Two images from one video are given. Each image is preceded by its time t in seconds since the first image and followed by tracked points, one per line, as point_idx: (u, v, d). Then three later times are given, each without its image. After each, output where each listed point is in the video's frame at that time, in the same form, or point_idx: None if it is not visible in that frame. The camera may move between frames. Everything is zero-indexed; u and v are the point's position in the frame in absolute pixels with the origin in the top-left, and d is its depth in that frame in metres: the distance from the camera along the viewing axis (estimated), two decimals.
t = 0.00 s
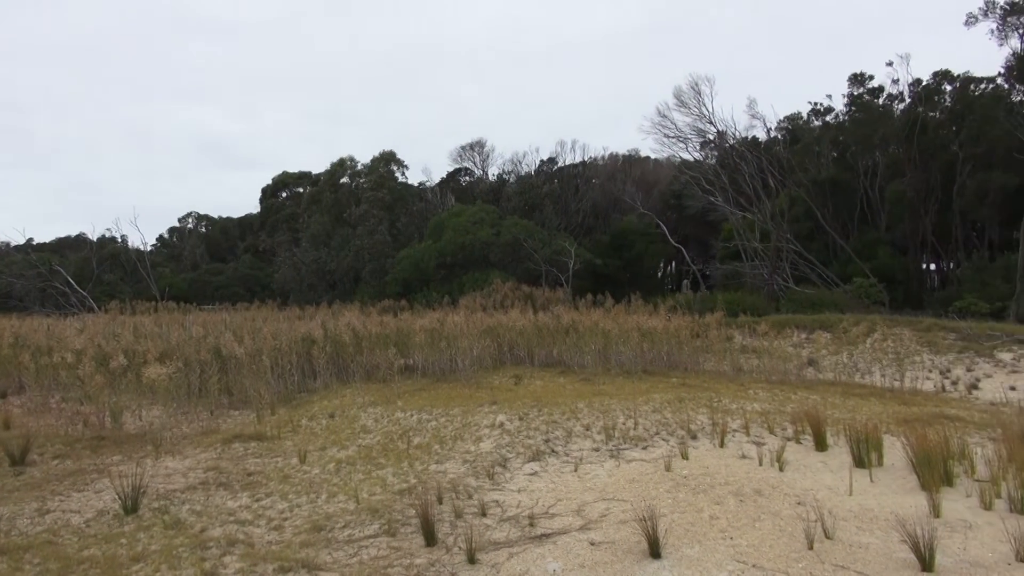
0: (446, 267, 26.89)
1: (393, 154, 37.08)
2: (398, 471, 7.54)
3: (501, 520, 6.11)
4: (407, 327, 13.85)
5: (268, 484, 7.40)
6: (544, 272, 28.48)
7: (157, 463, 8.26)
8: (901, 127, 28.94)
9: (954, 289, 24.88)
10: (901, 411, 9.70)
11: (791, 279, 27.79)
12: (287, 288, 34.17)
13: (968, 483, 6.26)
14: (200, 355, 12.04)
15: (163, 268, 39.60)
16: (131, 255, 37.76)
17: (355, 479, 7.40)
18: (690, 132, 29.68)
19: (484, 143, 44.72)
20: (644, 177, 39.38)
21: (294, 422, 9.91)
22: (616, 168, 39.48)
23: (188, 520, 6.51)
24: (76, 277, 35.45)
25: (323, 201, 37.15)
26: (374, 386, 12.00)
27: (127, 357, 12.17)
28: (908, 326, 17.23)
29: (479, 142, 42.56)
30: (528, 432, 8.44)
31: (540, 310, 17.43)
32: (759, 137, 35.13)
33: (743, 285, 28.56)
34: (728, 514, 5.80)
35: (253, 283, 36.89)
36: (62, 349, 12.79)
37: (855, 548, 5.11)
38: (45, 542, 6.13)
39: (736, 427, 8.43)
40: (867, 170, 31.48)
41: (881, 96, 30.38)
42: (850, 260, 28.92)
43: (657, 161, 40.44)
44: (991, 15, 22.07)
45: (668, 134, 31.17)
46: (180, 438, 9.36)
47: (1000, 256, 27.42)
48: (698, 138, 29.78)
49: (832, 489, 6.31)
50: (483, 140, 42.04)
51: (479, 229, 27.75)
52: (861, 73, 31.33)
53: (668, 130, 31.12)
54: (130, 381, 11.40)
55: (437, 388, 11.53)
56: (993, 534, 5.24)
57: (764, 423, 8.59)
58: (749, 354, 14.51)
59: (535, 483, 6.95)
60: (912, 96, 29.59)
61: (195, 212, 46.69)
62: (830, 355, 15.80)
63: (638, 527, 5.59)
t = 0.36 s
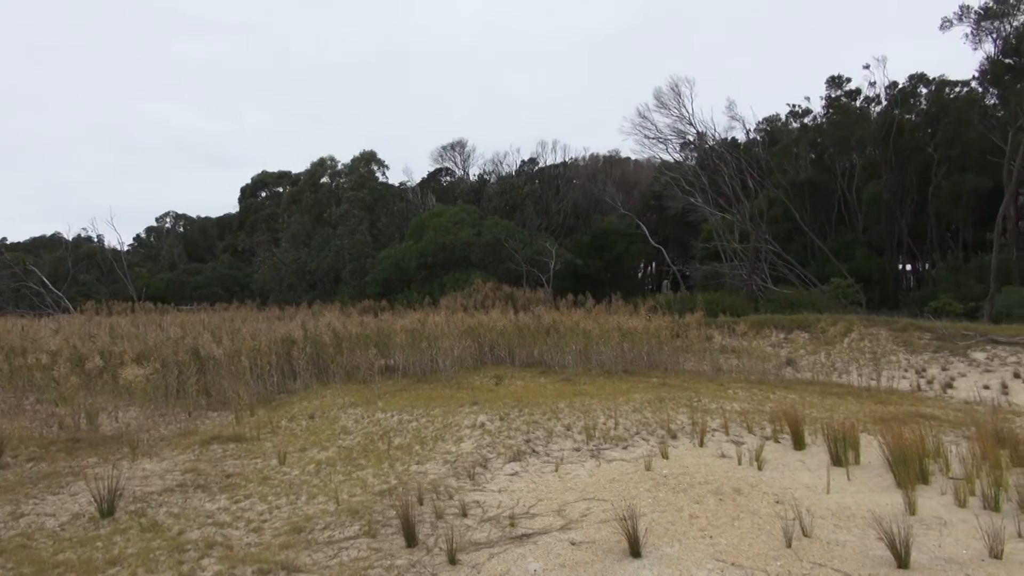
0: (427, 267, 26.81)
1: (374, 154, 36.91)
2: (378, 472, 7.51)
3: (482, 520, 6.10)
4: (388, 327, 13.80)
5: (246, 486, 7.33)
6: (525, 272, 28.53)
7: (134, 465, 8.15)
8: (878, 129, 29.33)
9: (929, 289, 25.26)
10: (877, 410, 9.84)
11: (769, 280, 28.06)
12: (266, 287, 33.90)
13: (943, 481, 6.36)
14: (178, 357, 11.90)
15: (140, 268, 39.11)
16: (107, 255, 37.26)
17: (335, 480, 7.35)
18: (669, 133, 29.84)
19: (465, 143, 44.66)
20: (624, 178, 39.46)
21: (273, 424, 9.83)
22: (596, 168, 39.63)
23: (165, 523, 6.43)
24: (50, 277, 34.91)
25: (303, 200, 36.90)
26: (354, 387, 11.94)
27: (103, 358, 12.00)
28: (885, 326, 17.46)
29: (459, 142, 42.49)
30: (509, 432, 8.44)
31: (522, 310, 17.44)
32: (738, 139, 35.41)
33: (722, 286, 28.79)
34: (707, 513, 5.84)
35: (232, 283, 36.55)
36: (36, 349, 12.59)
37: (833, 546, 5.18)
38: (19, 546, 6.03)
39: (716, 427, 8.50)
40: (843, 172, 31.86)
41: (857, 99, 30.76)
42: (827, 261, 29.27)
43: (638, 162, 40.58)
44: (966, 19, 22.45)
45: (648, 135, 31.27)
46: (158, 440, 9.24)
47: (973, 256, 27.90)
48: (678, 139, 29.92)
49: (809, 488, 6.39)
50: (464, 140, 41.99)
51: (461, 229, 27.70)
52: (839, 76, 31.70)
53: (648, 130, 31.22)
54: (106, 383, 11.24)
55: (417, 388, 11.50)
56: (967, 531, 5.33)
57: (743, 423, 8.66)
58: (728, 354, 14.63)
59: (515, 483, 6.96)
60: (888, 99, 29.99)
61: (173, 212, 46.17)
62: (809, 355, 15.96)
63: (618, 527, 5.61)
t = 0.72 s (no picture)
0: (408, 267, 26.72)
1: (355, 154, 36.73)
2: (359, 473, 7.47)
3: (463, 521, 6.10)
4: (369, 328, 13.75)
5: (225, 488, 7.26)
6: (506, 272, 28.54)
7: (110, 468, 8.04)
8: (855, 131, 29.69)
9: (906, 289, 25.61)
10: (854, 409, 9.98)
11: (748, 280, 28.30)
12: (245, 287, 33.61)
13: (919, 479, 6.46)
14: (155, 358, 11.77)
15: (116, 269, 38.60)
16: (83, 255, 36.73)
17: (315, 481, 7.30)
18: (650, 134, 30.00)
19: (446, 143, 44.58)
20: (605, 178, 39.50)
21: (252, 425, 9.74)
22: (577, 169, 39.74)
23: (142, 526, 6.35)
24: (24, 277, 34.36)
25: (283, 200, 36.60)
26: (334, 388, 11.87)
27: (80, 359, 11.83)
28: (862, 325, 17.67)
29: (440, 142, 42.41)
30: (490, 433, 8.44)
31: (502, 311, 17.44)
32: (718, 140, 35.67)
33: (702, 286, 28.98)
34: (688, 512, 5.88)
35: (210, 284, 36.19)
36: (10, 351, 12.38)
37: (811, 545, 5.23)
38: None
39: (696, 426, 8.56)
40: (821, 174, 32.22)
41: (835, 101, 31.11)
42: (805, 262, 29.60)
43: (618, 163, 40.76)
44: (941, 24, 22.78)
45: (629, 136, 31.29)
46: (135, 442, 9.12)
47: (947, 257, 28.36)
48: (659, 140, 30.08)
49: (788, 486, 6.45)
50: (445, 140, 41.90)
51: (442, 229, 27.64)
52: (817, 78, 32.02)
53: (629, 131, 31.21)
54: (82, 384, 11.08)
55: (399, 389, 11.45)
56: (942, 529, 5.41)
57: (723, 422, 8.73)
58: (708, 354, 14.74)
59: (497, 483, 6.96)
60: (866, 101, 30.37)
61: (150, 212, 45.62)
62: (787, 355, 16.12)
63: (599, 527, 5.63)
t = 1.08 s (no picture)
0: (389, 268, 26.61)
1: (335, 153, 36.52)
2: (339, 474, 7.43)
3: (443, 521, 6.09)
4: (349, 328, 13.69)
5: (203, 490, 7.19)
6: (487, 273, 28.54)
7: (86, 470, 7.93)
8: (832, 133, 30.05)
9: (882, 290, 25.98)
10: (832, 408, 10.11)
11: (728, 280, 28.52)
12: (224, 287, 33.28)
13: (895, 477, 6.56)
14: (132, 359, 11.63)
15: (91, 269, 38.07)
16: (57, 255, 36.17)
17: (295, 483, 7.26)
18: (630, 135, 30.14)
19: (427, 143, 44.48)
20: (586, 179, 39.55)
21: (231, 426, 9.65)
22: (558, 170, 39.85)
23: (119, 529, 6.27)
24: None
25: (262, 200, 36.31)
26: (314, 388, 11.80)
27: (54, 360, 11.65)
28: (839, 325, 17.88)
29: (421, 142, 42.31)
30: (470, 433, 8.44)
31: (483, 311, 17.46)
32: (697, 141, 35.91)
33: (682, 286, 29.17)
34: (668, 511, 5.93)
35: (188, 284, 35.79)
36: None
37: (789, 542, 5.29)
38: None
39: (676, 426, 8.61)
40: (799, 175, 32.58)
41: (813, 103, 31.47)
42: (783, 262, 29.92)
43: (598, 163, 40.91)
44: (917, 27, 23.13)
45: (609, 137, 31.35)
46: (111, 444, 9.00)
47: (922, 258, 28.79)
48: (639, 141, 30.23)
49: (767, 485, 6.52)
50: (425, 140, 41.81)
51: (422, 229, 27.58)
52: (795, 80, 32.37)
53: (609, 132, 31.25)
54: (57, 386, 10.91)
55: (379, 390, 11.40)
56: (918, 526, 5.50)
57: (702, 422, 8.80)
58: (688, 353, 14.85)
59: (477, 484, 6.96)
60: (843, 103, 30.74)
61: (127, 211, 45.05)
62: (766, 355, 16.27)
63: (580, 526, 5.65)
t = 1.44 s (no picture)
0: (370, 268, 26.49)
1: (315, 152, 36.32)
2: (319, 476, 7.39)
3: (424, 522, 6.08)
4: (329, 329, 13.63)
5: (180, 492, 7.10)
6: (468, 273, 28.51)
7: (61, 473, 7.80)
8: (810, 135, 30.39)
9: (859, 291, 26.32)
10: (810, 407, 10.23)
11: (707, 281, 28.72)
12: (202, 287, 32.91)
13: (871, 475, 6.65)
14: (109, 360, 11.48)
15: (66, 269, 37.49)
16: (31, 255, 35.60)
17: (274, 484, 7.20)
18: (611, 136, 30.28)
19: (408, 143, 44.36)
20: (567, 180, 39.56)
21: (209, 428, 9.55)
22: (539, 170, 39.91)
23: (95, 532, 6.18)
24: None
25: (241, 199, 35.98)
26: (293, 389, 11.72)
27: (28, 362, 11.45)
28: (817, 325, 18.09)
29: (402, 142, 42.20)
30: (451, 434, 8.43)
31: (464, 311, 17.46)
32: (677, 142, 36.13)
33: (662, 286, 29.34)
34: (647, 511, 5.96)
35: (166, 284, 35.37)
36: None
37: (767, 541, 5.35)
38: None
39: (656, 425, 8.67)
40: (777, 176, 32.90)
41: (791, 105, 31.80)
42: (762, 263, 30.20)
43: (579, 164, 41.04)
44: (893, 31, 23.46)
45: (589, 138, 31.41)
46: (87, 446, 8.87)
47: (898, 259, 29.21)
48: (619, 142, 30.38)
49: (746, 484, 6.58)
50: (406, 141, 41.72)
51: (403, 229, 27.50)
52: (774, 83, 32.70)
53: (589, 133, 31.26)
54: (31, 388, 10.72)
55: (360, 390, 11.34)
56: (893, 523, 5.59)
57: (682, 421, 8.87)
58: (668, 353, 14.95)
59: (458, 484, 6.95)
60: (821, 105, 31.10)
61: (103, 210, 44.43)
62: (745, 355, 16.41)
63: (560, 526, 5.67)
